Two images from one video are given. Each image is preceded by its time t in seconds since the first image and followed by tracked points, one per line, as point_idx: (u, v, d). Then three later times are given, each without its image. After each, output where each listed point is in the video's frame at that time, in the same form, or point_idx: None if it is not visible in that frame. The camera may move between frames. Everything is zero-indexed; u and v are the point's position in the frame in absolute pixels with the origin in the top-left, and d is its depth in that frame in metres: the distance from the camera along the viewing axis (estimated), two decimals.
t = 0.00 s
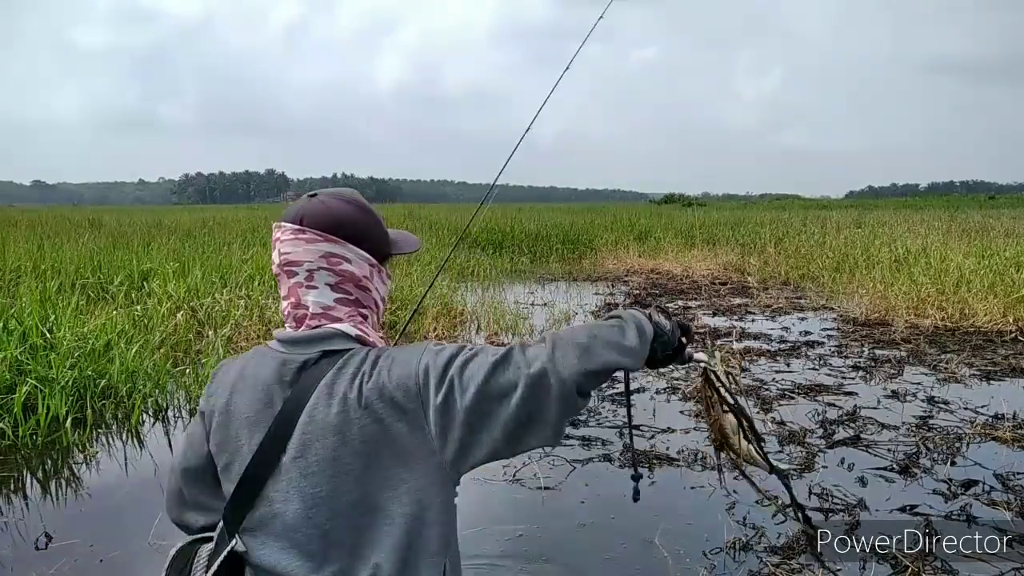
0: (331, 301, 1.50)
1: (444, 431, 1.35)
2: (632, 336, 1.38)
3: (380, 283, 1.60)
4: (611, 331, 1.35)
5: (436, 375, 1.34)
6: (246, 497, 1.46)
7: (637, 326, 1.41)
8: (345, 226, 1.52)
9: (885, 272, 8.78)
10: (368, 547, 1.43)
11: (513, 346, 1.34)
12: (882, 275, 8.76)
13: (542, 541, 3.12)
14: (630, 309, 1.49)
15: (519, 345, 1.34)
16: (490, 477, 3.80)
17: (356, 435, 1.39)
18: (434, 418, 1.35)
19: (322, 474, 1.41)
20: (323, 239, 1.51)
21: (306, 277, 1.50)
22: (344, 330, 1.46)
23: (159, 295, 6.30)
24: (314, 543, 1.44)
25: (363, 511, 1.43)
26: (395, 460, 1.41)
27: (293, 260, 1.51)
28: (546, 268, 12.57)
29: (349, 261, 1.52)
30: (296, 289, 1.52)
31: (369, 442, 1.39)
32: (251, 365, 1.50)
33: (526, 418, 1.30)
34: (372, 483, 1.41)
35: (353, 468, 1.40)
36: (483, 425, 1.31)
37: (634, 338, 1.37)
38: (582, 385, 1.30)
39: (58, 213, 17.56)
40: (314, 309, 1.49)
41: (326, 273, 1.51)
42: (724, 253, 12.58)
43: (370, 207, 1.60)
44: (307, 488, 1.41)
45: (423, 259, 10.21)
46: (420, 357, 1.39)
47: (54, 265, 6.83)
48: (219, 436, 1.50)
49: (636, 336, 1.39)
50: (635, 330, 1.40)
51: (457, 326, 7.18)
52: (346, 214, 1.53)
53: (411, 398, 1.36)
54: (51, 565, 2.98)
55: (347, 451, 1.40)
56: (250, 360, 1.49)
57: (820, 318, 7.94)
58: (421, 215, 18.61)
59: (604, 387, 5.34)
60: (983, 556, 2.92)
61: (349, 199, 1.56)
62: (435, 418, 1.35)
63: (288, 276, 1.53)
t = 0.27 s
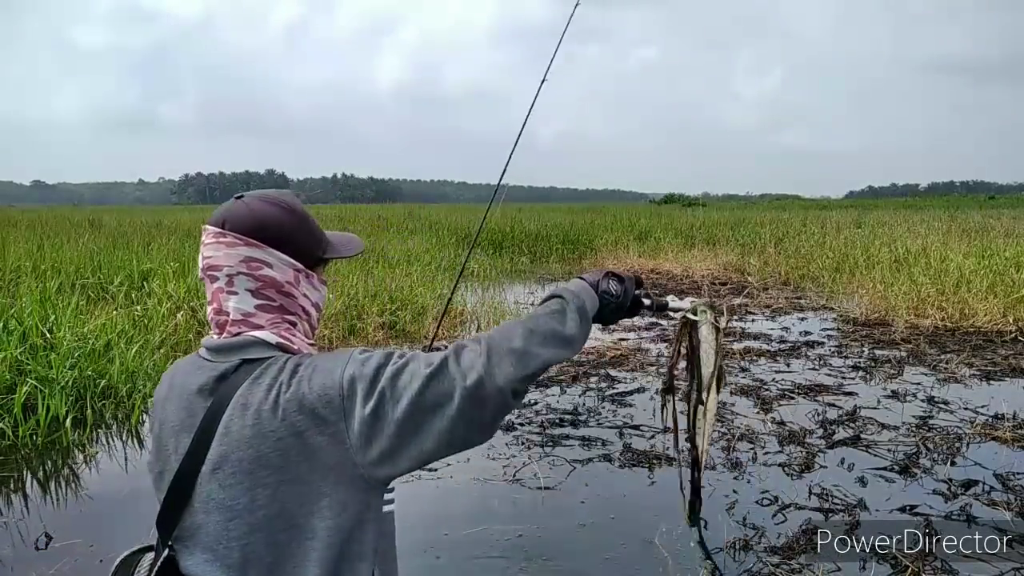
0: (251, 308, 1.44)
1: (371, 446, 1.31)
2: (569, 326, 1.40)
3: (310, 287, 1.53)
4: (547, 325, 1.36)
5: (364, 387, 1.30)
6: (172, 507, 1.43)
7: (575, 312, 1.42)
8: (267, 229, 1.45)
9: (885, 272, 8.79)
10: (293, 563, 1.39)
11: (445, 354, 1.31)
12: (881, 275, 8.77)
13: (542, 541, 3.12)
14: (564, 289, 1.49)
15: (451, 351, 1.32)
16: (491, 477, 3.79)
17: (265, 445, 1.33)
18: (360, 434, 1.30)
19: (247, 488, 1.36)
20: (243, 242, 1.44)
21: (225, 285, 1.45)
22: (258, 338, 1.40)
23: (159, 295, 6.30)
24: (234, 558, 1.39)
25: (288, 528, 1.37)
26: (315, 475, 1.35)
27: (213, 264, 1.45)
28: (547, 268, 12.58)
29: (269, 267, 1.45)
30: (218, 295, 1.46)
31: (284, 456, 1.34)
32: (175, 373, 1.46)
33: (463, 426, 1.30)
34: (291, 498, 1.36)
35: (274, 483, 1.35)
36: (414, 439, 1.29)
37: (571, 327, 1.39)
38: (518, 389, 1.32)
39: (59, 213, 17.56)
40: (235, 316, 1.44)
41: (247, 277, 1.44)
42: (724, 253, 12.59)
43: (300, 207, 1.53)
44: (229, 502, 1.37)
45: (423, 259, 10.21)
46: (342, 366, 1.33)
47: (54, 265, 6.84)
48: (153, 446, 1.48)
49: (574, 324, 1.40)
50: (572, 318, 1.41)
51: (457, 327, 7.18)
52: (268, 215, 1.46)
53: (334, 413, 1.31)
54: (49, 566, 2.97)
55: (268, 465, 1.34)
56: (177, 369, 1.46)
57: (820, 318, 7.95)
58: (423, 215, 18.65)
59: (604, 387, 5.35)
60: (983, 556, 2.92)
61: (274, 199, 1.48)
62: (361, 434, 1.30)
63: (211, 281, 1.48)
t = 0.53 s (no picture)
0: (214, 314, 1.44)
1: (323, 440, 1.31)
2: (521, 281, 1.40)
3: (275, 292, 1.53)
4: (497, 284, 1.37)
5: (311, 382, 1.30)
6: (123, 514, 1.41)
7: (527, 263, 1.42)
8: (229, 234, 1.46)
9: (885, 272, 8.79)
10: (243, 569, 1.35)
11: (392, 336, 1.32)
12: (882, 275, 8.77)
13: (542, 541, 3.12)
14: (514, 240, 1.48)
15: (399, 330, 1.33)
16: (490, 477, 3.79)
17: (208, 451, 1.31)
18: (310, 429, 1.30)
19: (193, 492, 1.33)
20: (205, 248, 1.45)
21: (190, 290, 1.44)
22: (218, 342, 1.39)
23: (159, 295, 6.30)
24: (182, 565, 1.35)
25: (236, 534, 1.34)
26: (261, 481, 1.32)
27: (176, 271, 1.45)
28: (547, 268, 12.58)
29: (233, 273, 1.46)
30: (181, 301, 1.46)
31: (229, 461, 1.31)
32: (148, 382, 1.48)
33: (419, 403, 1.32)
34: (238, 504, 1.33)
35: (221, 489, 1.32)
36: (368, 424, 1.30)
37: (524, 282, 1.40)
38: (472, 356, 1.34)
39: (59, 213, 17.53)
40: (198, 322, 1.43)
41: (210, 283, 1.44)
42: (725, 253, 12.59)
43: (264, 213, 1.54)
44: (176, 506, 1.34)
45: (423, 259, 10.22)
46: (285, 363, 1.33)
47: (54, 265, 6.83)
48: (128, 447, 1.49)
49: (526, 277, 1.41)
50: (524, 271, 1.41)
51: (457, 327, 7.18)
52: (230, 220, 1.47)
53: (280, 412, 1.30)
54: (48, 566, 2.97)
55: (214, 471, 1.31)
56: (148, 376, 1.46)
57: (820, 318, 7.95)
58: (424, 216, 18.66)
59: (604, 387, 5.35)
60: (983, 556, 2.93)
61: (236, 204, 1.49)
62: (311, 430, 1.30)
63: (174, 288, 1.47)
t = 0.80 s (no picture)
0: (228, 320, 1.42)
1: (334, 435, 1.27)
2: (523, 252, 1.36)
3: (291, 296, 1.51)
4: (499, 258, 1.32)
5: (317, 377, 1.27)
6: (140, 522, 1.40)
7: (527, 233, 1.38)
8: (243, 237, 1.45)
9: (885, 272, 8.77)
10: None
11: (397, 323, 1.28)
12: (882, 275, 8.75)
13: (541, 541, 3.11)
14: (512, 212, 1.43)
15: (402, 315, 1.29)
16: (490, 477, 3.78)
17: (219, 456, 1.30)
18: (320, 425, 1.27)
19: (208, 500, 1.32)
20: (220, 252, 1.44)
21: (206, 296, 1.43)
22: (228, 347, 1.38)
23: (159, 295, 6.29)
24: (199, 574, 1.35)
25: (252, 543, 1.32)
26: (272, 486, 1.29)
27: (191, 275, 1.44)
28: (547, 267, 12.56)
29: (248, 277, 1.44)
30: (197, 306, 1.45)
31: (240, 466, 1.29)
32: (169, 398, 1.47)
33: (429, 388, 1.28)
34: (252, 511, 1.31)
35: (235, 496, 1.31)
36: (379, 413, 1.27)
37: (525, 253, 1.35)
38: (479, 336, 1.30)
39: (58, 212, 17.51)
40: (213, 327, 1.42)
41: (224, 287, 1.43)
42: (725, 253, 12.57)
43: (278, 216, 1.53)
44: (193, 514, 1.34)
45: (423, 258, 10.21)
46: (289, 361, 1.30)
47: (53, 265, 6.82)
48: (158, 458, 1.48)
49: (527, 249, 1.36)
50: (525, 242, 1.37)
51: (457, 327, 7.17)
52: (244, 224, 1.46)
53: (288, 410, 1.27)
54: (49, 566, 2.97)
55: (228, 479, 1.30)
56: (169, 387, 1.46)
57: (820, 318, 7.93)
58: (423, 216, 18.65)
59: (604, 387, 5.34)
60: (983, 556, 2.92)
61: (250, 208, 1.48)
62: (321, 426, 1.27)
63: (189, 293, 1.46)
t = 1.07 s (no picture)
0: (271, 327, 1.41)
1: (378, 445, 1.25)
2: (563, 254, 1.33)
3: (332, 304, 1.51)
4: (540, 262, 1.30)
5: (359, 388, 1.25)
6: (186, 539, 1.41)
7: (565, 236, 1.35)
8: (288, 245, 1.45)
9: (885, 273, 8.79)
10: None
11: (439, 332, 1.25)
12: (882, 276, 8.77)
13: (542, 542, 3.11)
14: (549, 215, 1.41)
15: (444, 322, 1.26)
16: (490, 477, 3.80)
17: (262, 470, 1.30)
18: (364, 436, 1.25)
19: (251, 515, 1.33)
20: (265, 259, 1.43)
21: (250, 303, 1.42)
22: (267, 356, 1.36)
23: (159, 295, 6.30)
24: None
25: (295, 558, 1.33)
26: (316, 499, 1.29)
27: (234, 281, 1.43)
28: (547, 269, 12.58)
29: (293, 284, 1.44)
30: (239, 313, 1.44)
31: (282, 480, 1.29)
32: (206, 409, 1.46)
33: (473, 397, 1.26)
34: (296, 524, 1.31)
35: (277, 511, 1.31)
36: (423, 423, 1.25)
37: (565, 256, 1.33)
38: (523, 341, 1.27)
39: (57, 212, 17.55)
40: (256, 334, 1.41)
41: (268, 295, 1.42)
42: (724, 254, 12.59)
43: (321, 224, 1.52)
44: (239, 528, 1.36)
45: (422, 259, 10.23)
46: (330, 374, 1.27)
47: (54, 266, 6.84)
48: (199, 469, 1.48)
49: (566, 251, 1.34)
50: (564, 244, 1.35)
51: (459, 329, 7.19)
52: (289, 231, 1.45)
53: (330, 422, 1.25)
54: (51, 567, 2.97)
55: (274, 494, 1.30)
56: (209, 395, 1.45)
57: (820, 319, 7.95)
58: (422, 216, 18.69)
59: (604, 388, 5.35)
60: (983, 556, 2.92)
61: (294, 215, 1.48)
62: (365, 437, 1.25)
63: (232, 300, 1.45)
